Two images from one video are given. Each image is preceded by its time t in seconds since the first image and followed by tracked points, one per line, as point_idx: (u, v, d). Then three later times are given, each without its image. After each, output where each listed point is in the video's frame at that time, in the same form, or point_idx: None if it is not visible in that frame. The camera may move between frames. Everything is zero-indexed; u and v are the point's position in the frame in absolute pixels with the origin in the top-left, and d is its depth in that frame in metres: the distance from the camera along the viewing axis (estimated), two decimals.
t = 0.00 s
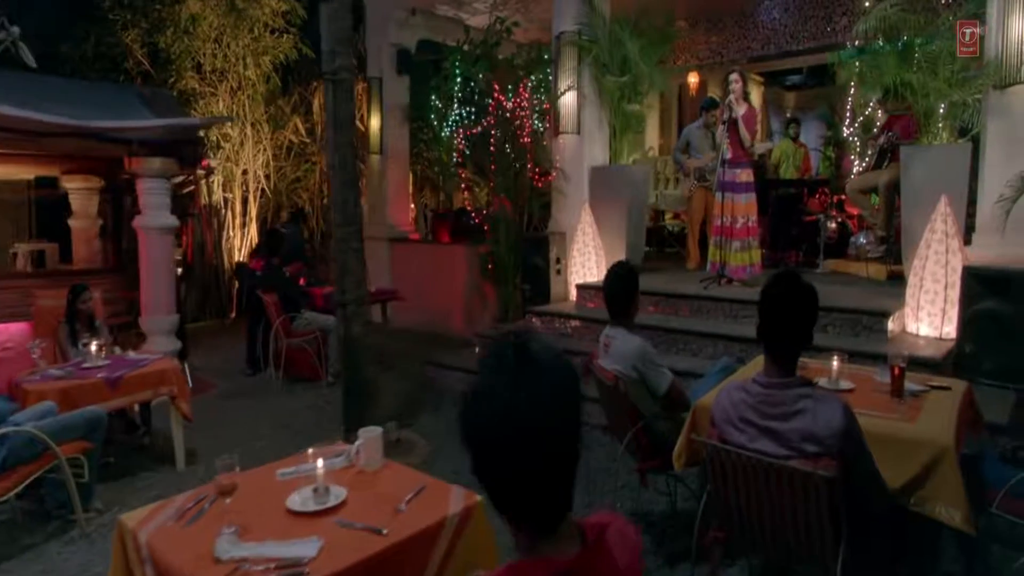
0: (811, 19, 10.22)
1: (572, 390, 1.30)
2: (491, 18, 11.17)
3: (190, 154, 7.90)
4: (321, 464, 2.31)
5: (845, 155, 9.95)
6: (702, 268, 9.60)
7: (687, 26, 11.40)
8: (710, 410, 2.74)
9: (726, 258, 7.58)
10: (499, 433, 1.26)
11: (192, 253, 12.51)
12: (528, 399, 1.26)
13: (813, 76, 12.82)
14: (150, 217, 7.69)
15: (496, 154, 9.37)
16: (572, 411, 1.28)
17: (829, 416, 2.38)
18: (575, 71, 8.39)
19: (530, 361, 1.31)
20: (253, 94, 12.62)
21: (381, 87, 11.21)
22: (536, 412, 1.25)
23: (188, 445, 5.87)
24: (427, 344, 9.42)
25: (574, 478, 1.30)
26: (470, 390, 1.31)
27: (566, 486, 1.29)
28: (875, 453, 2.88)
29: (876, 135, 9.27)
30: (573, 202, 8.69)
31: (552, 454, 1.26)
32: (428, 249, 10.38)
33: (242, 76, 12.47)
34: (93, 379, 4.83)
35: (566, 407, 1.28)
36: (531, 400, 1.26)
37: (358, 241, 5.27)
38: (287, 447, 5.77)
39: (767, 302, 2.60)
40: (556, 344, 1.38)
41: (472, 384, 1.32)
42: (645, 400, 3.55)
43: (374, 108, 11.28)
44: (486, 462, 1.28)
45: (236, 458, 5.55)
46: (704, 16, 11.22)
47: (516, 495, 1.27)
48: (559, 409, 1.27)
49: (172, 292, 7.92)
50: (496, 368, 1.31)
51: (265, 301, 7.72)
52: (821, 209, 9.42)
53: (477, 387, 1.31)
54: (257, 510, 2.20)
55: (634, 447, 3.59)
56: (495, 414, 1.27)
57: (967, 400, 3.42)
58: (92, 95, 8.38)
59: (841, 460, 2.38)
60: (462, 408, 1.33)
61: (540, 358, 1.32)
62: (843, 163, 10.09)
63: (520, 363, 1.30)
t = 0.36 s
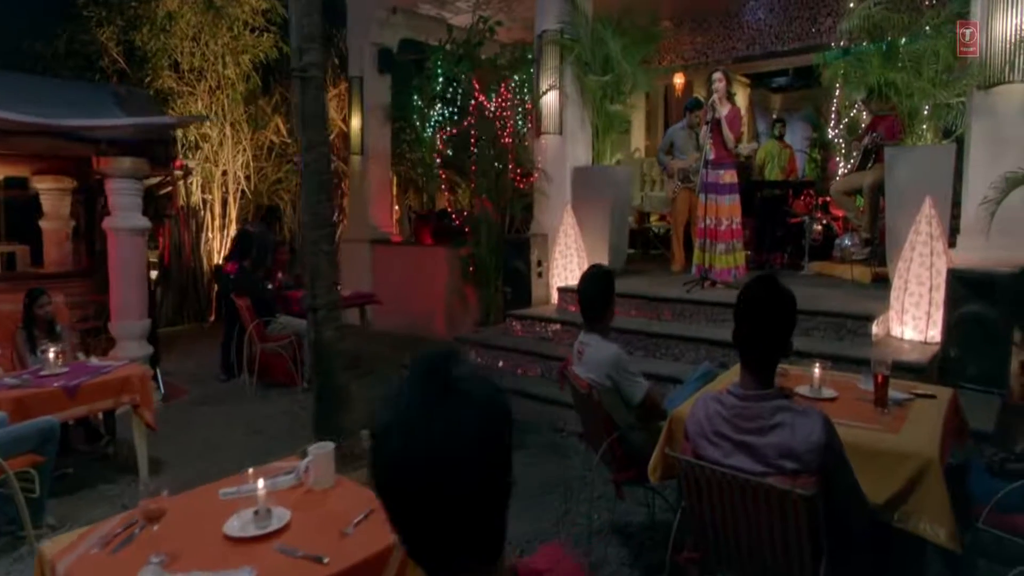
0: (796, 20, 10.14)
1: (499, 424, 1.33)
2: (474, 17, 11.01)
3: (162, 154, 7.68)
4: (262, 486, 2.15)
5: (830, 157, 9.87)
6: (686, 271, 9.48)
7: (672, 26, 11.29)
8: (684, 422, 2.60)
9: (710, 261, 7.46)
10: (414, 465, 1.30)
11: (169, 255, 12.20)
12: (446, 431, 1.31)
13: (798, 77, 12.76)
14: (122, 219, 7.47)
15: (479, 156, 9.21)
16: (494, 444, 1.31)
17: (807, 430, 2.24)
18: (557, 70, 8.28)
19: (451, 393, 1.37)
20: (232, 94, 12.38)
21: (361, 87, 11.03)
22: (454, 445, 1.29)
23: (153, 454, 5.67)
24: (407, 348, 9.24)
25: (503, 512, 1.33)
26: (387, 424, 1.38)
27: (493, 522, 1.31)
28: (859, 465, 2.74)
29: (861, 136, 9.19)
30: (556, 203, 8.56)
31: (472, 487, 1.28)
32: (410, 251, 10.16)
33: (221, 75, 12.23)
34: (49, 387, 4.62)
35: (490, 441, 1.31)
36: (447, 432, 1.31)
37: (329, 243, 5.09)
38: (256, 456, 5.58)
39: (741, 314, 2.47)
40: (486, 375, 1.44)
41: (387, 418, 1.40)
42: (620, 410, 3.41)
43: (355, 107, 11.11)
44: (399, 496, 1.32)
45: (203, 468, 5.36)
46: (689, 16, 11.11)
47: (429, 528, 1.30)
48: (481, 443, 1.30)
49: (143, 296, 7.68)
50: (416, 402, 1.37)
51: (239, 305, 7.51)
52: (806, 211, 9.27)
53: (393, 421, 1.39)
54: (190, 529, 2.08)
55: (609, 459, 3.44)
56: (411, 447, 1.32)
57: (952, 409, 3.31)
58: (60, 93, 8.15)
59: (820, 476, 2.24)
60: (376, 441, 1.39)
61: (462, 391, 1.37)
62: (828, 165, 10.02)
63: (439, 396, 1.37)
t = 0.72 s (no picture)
0: (783, 22, 10.05)
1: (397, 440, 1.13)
2: (459, 17, 10.86)
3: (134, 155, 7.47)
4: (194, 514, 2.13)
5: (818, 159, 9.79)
6: (673, 274, 9.36)
7: (659, 27, 11.18)
8: (658, 438, 2.43)
9: (696, 264, 7.33)
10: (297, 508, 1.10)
11: (147, 258, 11.86)
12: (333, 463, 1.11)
13: (786, 80, 12.69)
14: (93, 221, 7.28)
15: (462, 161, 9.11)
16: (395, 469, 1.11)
17: (786, 448, 2.09)
18: (541, 70, 8.11)
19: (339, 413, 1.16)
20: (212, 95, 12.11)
21: (344, 88, 10.86)
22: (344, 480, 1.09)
23: (118, 465, 5.47)
24: (388, 354, 9.07)
25: (416, 535, 1.16)
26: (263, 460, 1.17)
27: (403, 552, 1.13)
28: (843, 480, 2.60)
29: (848, 139, 9.11)
30: (539, 205, 8.42)
31: (377, 517, 1.10)
32: (394, 253, 9.97)
33: (201, 75, 11.99)
34: (4, 396, 4.41)
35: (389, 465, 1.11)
36: (336, 463, 1.11)
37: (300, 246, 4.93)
38: (225, 467, 5.39)
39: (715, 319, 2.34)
40: (385, 378, 1.24)
41: (261, 454, 1.18)
42: (595, 421, 3.27)
43: (338, 108, 10.96)
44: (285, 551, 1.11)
45: (169, 480, 5.17)
46: (676, 17, 11.01)
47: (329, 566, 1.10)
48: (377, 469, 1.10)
49: (116, 300, 7.43)
50: (296, 429, 1.16)
51: (214, 309, 7.33)
52: (793, 214, 9.21)
53: (267, 462, 1.17)
54: (110, 554, 2.06)
55: (585, 472, 3.30)
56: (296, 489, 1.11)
57: (941, 419, 3.19)
58: (30, 92, 7.92)
59: (801, 496, 2.09)
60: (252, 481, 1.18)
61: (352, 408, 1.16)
62: (816, 168, 9.94)
63: (322, 418, 1.15)
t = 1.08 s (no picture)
0: (770, 26, 10.01)
1: (275, 500, 0.96)
2: (443, 20, 10.74)
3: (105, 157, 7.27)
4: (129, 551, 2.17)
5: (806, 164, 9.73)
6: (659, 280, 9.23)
7: (645, 31, 11.08)
8: (631, 458, 2.28)
9: (681, 270, 7.21)
10: None
11: (125, 263, 11.43)
12: (190, 525, 0.93)
13: (774, 85, 12.66)
14: (61, 225, 7.03)
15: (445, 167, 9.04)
16: (269, 539, 0.93)
17: (766, 471, 1.95)
18: (524, 72, 8.00)
19: (208, 461, 0.98)
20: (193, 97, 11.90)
21: (326, 90, 10.69)
22: (201, 542, 0.92)
23: (81, 479, 5.26)
24: (369, 361, 8.89)
25: None
26: (109, 504, 0.98)
27: None
28: (826, 500, 2.46)
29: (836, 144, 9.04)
30: (523, 210, 8.28)
31: None
32: (376, 258, 9.80)
33: (181, 76, 11.78)
34: None
35: (261, 531, 0.93)
36: (205, 513, 0.94)
37: (270, 251, 4.76)
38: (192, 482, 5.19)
39: (695, 323, 2.20)
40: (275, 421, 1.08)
41: (119, 500, 0.98)
42: (570, 436, 3.12)
43: (319, 111, 10.78)
44: None
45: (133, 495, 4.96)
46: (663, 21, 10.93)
47: None
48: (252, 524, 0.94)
49: (87, 307, 7.19)
50: (153, 475, 0.98)
51: (186, 316, 7.12)
52: (781, 219, 9.11)
53: (122, 504, 0.98)
54: None
55: (560, 490, 3.14)
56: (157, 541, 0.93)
57: (929, 433, 3.05)
58: None
59: (781, 522, 1.95)
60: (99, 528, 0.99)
61: (228, 457, 0.99)
62: (803, 173, 9.87)
63: (197, 459, 0.99)
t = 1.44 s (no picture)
0: (757, 29, 9.94)
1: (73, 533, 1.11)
2: (428, 21, 10.60)
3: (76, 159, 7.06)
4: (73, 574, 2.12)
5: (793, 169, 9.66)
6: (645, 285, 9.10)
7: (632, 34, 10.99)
8: (600, 480, 2.12)
9: (664, 275, 7.08)
10: None
11: (102, 266, 10.99)
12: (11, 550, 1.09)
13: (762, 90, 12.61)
14: (29, 229, 6.80)
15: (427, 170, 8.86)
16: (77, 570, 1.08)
17: (743, 494, 1.80)
18: (507, 73, 7.92)
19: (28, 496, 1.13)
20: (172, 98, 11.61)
21: (309, 91, 10.51)
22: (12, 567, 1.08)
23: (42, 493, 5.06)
24: (350, 368, 8.70)
25: None
26: None
27: None
28: (810, 522, 2.32)
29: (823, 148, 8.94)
30: (506, 213, 8.15)
31: None
32: (359, 262, 9.63)
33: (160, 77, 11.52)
34: None
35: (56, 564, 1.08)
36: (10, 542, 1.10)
37: (239, 255, 4.58)
38: (158, 495, 5.00)
39: (672, 327, 2.05)
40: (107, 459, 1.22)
41: None
42: (544, 450, 2.96)
43: (302, 114, 10.58)
44: None
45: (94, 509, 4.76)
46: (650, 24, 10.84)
47: None
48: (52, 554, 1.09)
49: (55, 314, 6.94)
50: None
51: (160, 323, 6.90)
52: (768, 224, 9.01)
53: None
54: None
55: (533, 507, 2.98)
56: None
57: (919, 447, 2.92)
58: None
59: (760, 548, 1.82)
60: None
61: (55, 495, 1.13)
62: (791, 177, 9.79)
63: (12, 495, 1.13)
